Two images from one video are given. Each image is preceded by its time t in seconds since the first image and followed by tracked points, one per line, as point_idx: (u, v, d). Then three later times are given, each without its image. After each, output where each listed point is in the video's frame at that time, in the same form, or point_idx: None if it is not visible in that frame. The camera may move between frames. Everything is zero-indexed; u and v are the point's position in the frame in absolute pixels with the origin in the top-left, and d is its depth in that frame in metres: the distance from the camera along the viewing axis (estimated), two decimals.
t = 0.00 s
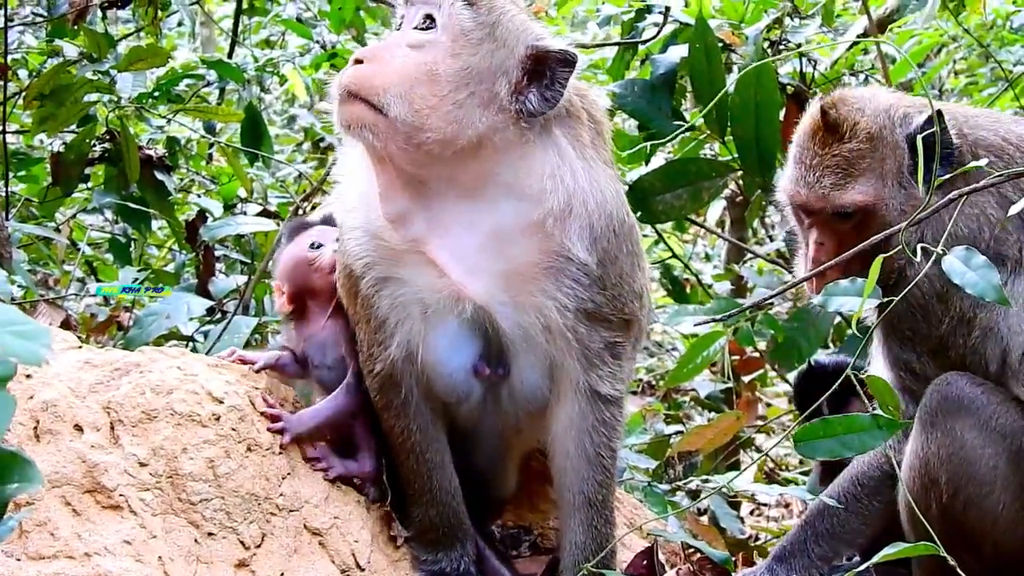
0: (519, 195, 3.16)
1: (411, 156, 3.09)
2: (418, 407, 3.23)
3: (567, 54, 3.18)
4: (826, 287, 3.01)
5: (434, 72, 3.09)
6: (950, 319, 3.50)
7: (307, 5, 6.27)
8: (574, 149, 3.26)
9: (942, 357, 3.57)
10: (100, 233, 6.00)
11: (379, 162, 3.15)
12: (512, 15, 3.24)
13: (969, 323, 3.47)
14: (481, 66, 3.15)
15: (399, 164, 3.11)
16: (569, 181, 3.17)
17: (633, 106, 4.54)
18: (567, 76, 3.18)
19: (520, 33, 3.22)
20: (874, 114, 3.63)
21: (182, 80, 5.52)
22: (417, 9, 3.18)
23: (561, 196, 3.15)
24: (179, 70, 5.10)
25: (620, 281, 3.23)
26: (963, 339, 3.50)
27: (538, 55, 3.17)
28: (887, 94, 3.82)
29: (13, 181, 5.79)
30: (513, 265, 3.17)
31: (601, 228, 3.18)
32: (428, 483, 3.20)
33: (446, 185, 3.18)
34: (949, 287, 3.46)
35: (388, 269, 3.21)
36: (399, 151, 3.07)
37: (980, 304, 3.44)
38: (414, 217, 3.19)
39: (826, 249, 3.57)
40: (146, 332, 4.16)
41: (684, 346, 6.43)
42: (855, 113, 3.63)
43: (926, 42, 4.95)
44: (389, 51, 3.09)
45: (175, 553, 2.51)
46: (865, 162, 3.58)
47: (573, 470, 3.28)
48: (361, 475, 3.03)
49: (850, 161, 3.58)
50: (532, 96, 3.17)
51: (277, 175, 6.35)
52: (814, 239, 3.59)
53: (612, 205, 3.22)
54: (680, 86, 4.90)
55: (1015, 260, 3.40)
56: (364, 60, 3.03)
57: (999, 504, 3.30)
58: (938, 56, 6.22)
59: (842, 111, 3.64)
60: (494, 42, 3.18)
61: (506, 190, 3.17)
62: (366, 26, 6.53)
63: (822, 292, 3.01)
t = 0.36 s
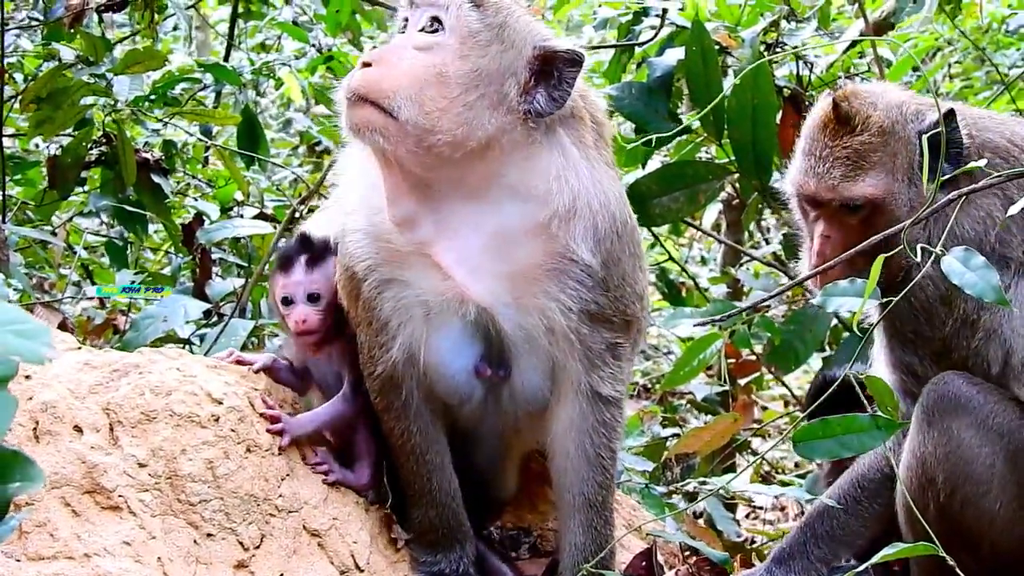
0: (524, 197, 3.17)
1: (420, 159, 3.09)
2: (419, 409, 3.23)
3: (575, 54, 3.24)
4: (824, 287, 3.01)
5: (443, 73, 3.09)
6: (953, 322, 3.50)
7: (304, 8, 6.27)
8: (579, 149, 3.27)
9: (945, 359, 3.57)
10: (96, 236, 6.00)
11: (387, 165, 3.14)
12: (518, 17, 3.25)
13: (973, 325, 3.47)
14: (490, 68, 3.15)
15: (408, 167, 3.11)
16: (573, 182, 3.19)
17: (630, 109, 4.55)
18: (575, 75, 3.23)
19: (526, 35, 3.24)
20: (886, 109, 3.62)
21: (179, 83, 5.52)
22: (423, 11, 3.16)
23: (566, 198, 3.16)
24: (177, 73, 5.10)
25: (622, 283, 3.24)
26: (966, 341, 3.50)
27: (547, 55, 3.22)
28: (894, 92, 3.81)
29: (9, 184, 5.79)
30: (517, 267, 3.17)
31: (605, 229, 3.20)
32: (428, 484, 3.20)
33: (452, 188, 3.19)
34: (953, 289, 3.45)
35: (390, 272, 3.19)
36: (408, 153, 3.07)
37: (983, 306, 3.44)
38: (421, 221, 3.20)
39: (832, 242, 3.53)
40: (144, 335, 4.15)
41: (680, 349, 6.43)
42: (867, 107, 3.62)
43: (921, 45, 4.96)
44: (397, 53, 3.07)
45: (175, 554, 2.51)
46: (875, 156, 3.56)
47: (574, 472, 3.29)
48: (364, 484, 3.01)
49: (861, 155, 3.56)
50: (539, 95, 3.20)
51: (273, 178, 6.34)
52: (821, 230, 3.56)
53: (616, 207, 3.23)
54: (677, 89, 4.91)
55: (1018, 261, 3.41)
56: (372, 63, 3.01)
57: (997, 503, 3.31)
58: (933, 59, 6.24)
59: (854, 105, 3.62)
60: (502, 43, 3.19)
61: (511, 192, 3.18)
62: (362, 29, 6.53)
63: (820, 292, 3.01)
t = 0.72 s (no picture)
0: (529, 200, 3.17)
1: (430, 164, 3.07)
2: (420, 412, 3.24)
3: (582, 54, 3.24)
4: (825, 289, 3.02)
5: (452, 78, 3.07)
6: (955, 327, 3.49)
7: (301, 10, 6.27)
8: (585, 151, 3.27)
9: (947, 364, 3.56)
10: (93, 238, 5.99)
11: (395, 170, 3.12)
12: (524, 19, 3.24)
13: (975, 328, 3.47)
14: (498, 70, 3.14)
15: (417, 172, 3.09)
16: (578, 183, 3.18)
17: (626, 111, 4.56)
18: (582, 76, 3.23)
19: (531, 37, 3.23)
20: (891, 109, 3.61)
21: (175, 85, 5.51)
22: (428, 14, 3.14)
23: (571, 200, 3.16)
24: (174, 76, 5.09)
25: (626, 286, 3.24)
26: (969, 346, 3.49)
27: (554, 56, 3.22)
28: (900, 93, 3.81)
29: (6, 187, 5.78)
30: (522, 270, 3.16)
31: (610, 231, 3.20)
32: (429, 486, 3.21)
33: (457, 191, 3.17)
34: (955, 293, 3.44)
35: (394, 274, 3.21)
36: (418, 159, 3.05)
37: (984, 309, 3.44)
38: (428, 226, 3.17)
39: (836, 241, 3.54)
40: (141, 337, 4.14)
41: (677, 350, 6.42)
42: (873, 108, 3.61)
43: (918, 46, 4.96)
44: (404, 58, 3.04)
45: (174, 557, 2.51)
46: (881, 155, 3.56)
47: (575, 475, 3.28)
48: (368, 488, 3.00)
49: (868, 155, 3.56)
50: (546, 96, 3.20)
51: (269, 180, 6.34)
52: (825, 231, 3.56)
53: (621, 210, 3.23)
54: (674, 91, 4.91)
55: (1020, 264, 3.41)
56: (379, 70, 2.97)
57: (997, 506, 3.31)
58: (930, 61, 6.25)
59: (860, 105, 3.61)
60: (508, 46, 3.17)
61: (516, 194, 3.18)
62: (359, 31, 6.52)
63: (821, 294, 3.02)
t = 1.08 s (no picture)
0: (531, 201, 3.17)
1: (434, 168, 3.08)
2: (418, 414, 3.23)
3: (582, 54, 3.25)
4: (823, 289, 3.05)
5: (455, 81, 3.07)
6: (949, 323, 3.50)
7: (294, 15, 6.27)
8: (586, 153, 3.27)
9: (940, 363, 3.56)
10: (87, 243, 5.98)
11: (396, 172, 3.12)
12: (523, 18, 3.24)
13: (969, 325, 3.47)
14: (499, 72, 3.15)
15: (420, 175, 3.09)
16: (579, 185, 3.18)
17: (620, 115, 4.57)
18: (582, 75, 3.24)
19: (530, 36, 3.23)
20: (895, 102, 3.63)
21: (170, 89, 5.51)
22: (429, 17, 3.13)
23: (573, 201, 3.16)
24: (169, 80, 5.08)
25: (627, 287, 3.23)
26: (962, 343, 3.50)
27: (554, 56, 3.23)
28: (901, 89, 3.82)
29: None
30: (523, 272, 3.16)
31: (611, 232, 3.20)
32: (428, 488, 3.20)
33: (461, 194, 3.18)
34: (949, 291, 3.45)
35: (395, 276, 3.21)
36: (421, 163, 3.06)
37: (978, 307, 3.45)
38: (431, 230, 3.18)
39: (835, 232, 3.54)
40: (135, 344, 4.16)
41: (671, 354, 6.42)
42: (875, 100, 3.62)
43: (911, 49, 4.97)
44: (403, 62, 3.05)
45: (171, 560, 2.50)
46: (884, 145, 3.56)
47: (574, 476, 3.28)
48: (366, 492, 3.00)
49: (870, 143, 3.56)
50: (548, 96, 3.20)
51: (264, 185, 6.33)
52: (824, 219, 3.57)
53: (622, 211, 3.23)
54: (669, 95, 4.92)
55: (1016, 264, 3.41)
56: (378, 76, 2.98)
57: (995, 506, 3.31)
58: (923, 65, 6.27)
59: (863, 97, 3.63)
60: (508, 48, 3.18)
61: (517, 195, 3.18)
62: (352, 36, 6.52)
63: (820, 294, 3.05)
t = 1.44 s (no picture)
0: (533, 199, 3.19)
1: (439, 171, 3.10)
2: (415, 412, 3.24)
3: (581, 49, 3.29)
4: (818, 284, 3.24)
5: (457, 82, 3.07)
6: (942, 315, 3.51)
7: (282, 26, 6.27)
8: (586, 151, 3.28)
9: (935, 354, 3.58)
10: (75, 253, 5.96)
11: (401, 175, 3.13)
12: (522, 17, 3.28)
13: (962, 318, 3.48)
14: (504, 72, 3.16)
15: (426, 180, 3.11)
16: (581, 182, 3.20)
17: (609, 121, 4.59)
18: (582, 71, 3.28)
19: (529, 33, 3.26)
20: (899, 79, 3.65)
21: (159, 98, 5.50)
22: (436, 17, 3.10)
23: (575, 198, 3.17)
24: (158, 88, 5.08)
25: (627, 284, 3.25)
26: (956, 336, 3.51)
27: (554, 53, 3.27)
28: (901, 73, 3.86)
29: None
30: (524, 270, 3.17)
31: (612, 228, 3.21)
32: (425, 487, 3.21)
33: (465, 196, 3.20)
34: (943, 280, 3.46)
35: (393, 276, 3.22)
36: (427, 166, 3.07)
37: (971, 300, 3.46)
38: (435, 234, 3.20)
39: (836, 201, 3.54)
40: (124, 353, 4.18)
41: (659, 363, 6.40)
42: (881, 74, 3.65)
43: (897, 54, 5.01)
44: (402, 66, 3.02)
45: (169, 557, 2.50)
46: (889, 117, 3.58)
47: (573, 473, 3.29)
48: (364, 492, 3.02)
49: (875, 114, 3.58)
50: (550, 92, 3.24)
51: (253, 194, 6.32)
52: (826, 188, 3.56)
53: (622, 208, 3.24)
54: (658, 101, 4.94)
55: (1009, 257, 3.44)
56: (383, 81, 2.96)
57: (990, 499, 3.34)
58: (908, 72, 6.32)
59: (869, 71, 3.65)
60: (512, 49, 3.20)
61: (518, 194, 3.20)
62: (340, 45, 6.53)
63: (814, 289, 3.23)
